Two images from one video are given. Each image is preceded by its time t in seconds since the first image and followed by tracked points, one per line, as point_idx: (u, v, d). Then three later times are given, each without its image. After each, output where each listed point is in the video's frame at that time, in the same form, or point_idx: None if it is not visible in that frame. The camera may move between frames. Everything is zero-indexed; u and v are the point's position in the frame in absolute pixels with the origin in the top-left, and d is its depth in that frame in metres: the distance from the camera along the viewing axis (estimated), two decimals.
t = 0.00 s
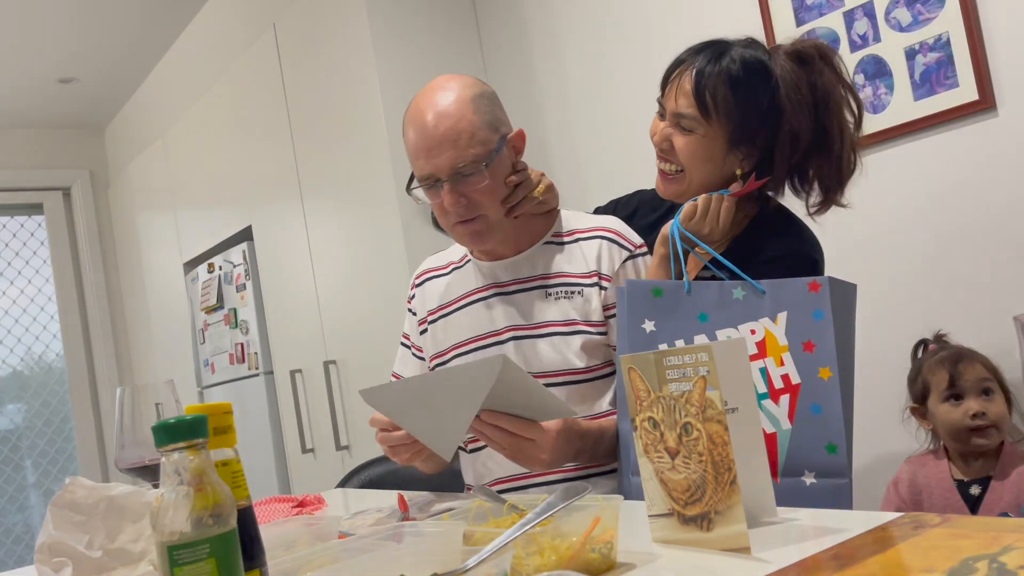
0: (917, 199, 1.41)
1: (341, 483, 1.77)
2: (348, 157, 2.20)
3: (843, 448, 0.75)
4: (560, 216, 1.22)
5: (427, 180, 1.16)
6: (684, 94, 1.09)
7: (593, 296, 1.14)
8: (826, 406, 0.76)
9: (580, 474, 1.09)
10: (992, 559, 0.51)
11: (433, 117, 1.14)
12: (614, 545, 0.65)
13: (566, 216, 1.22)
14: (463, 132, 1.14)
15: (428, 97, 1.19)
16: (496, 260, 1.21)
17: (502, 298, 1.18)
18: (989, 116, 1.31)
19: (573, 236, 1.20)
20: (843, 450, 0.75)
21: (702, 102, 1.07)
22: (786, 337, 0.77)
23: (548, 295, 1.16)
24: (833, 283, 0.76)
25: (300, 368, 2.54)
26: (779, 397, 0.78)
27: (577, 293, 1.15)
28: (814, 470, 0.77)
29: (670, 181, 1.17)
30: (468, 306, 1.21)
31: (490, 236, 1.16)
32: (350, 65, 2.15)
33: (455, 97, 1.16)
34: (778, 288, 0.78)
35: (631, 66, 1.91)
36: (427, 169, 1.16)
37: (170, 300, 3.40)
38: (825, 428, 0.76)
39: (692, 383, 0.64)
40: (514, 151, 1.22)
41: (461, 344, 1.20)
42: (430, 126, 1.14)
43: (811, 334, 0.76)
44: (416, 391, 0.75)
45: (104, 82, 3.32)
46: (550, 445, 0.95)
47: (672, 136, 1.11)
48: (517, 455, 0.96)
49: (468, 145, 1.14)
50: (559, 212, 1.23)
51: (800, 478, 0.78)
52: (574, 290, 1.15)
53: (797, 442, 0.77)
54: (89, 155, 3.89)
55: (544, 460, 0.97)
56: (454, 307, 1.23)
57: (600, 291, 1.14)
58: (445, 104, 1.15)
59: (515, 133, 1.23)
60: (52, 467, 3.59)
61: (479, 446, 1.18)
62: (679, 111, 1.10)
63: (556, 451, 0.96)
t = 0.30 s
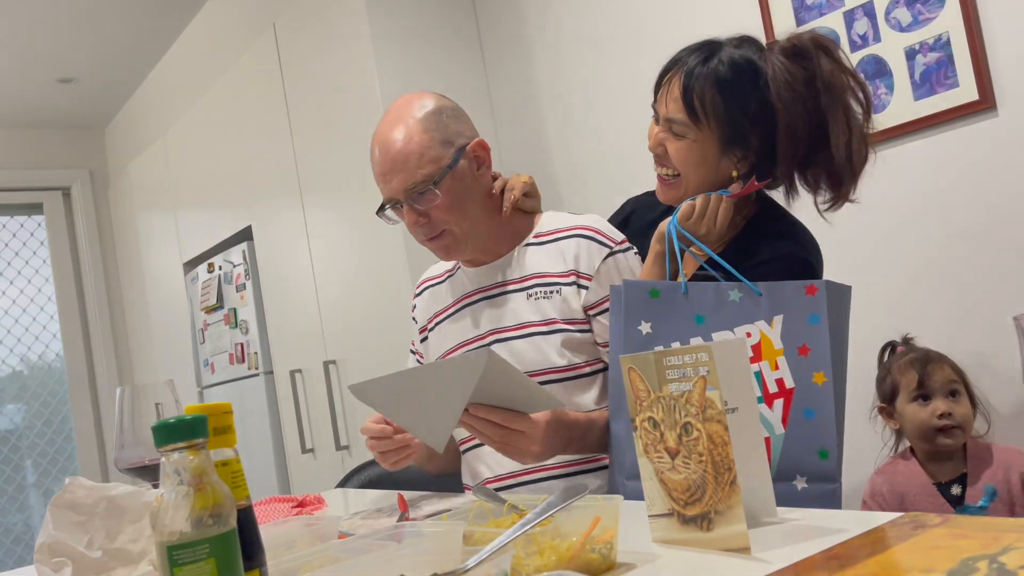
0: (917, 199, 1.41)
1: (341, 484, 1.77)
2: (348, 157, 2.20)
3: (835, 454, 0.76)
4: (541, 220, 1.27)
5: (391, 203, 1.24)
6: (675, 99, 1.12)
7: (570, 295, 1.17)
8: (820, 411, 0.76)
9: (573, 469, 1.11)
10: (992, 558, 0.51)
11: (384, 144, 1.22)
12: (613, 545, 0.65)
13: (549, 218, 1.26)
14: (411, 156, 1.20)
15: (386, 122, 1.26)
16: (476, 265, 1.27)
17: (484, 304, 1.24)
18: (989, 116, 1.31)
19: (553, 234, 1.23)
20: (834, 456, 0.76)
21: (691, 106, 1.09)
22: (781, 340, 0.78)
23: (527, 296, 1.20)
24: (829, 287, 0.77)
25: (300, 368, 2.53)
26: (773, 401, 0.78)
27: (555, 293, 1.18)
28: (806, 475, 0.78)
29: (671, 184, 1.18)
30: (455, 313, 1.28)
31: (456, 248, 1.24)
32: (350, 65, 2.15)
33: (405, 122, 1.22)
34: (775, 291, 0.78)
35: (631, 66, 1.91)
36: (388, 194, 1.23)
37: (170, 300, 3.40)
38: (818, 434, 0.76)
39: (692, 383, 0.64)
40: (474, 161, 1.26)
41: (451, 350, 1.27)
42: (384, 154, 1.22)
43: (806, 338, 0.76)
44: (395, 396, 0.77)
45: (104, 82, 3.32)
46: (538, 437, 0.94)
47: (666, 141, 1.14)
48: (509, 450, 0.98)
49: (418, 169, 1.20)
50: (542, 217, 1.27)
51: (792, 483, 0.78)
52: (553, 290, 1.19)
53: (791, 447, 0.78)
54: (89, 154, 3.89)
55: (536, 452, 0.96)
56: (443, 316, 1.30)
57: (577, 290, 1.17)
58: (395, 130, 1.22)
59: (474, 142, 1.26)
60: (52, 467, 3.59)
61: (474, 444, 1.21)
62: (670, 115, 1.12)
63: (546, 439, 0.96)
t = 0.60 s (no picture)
0: (917, 199, 1.41)
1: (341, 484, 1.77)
2: (347, 156, 2.20)
3: (833, 451, 0.76)
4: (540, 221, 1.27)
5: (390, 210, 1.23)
6: (675, 95, 1.12)
7: (571, 295, 1.18)
8: (817, 408, 0.76)
9: (575, 469, 1.11)
10: (992, 559, 0.51)
11: (378, 150, 1.20)
12: (613, 545, 0.65)
13: (549, 218, 1.26)
14: (408, 162, 1.18)
15: (379, 127, 1.24)
16: (478, 267, 1.27)
17: (485, 305, 1.24)
18: (989, 116, 1.31)
19: (552, 234, 1.23)
20: (832, 453, 0.76)
21: (690, 102, 1.10)
22: (779, 338, 0.77)
23: (527, 297, 1.20)
24: (827, 285, 0.76)
25: (300, 368, 2.53)
26: (771, 399, 0.78)
27: (555, 293, 1.19)
28: (803, 473, 0.78)
29: (674, 180, 1.19)
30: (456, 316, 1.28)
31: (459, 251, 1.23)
32: (351, 64, 2.15)
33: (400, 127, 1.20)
34: (772, 289, 0.78)
35: (630, 66, 1.91)
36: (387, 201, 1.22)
37: (170, 300, 3.40)
38: (815, 431, 0.76)
39: (692, 383, 0.64)
40: (472, 162, 1.23)
41: (451, 352, 1.28)
42: (380, 161, 1.20)
43: (804, 336, 0.76)
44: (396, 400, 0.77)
45: (104, 82, 3.32)
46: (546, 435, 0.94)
47: (666, 137, 1.14)
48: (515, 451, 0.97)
49: (415, 174, 1.18)
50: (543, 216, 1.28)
51: (789, 480, 0.78)
52: (553, 290, 1.19)
53: (788, 444, 0.78)
54: (89, 155, 3.89)
55: (543, 450, 0.96)
56: (443, 319, 1.31)
57: (579, 290, 1.18)
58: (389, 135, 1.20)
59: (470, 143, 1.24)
60: (52, 467, 3.59)
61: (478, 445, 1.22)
62: (670, 112, 1.13)
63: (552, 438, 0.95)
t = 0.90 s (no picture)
0: (917, 199, 1.41)
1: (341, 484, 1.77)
2: (347, 156, 2.20)
3: (866, 419, 0.74)
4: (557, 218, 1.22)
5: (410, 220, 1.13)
6: (698, 88, 1.18)
7: (589, 298, 1.13)
8: (846, 378, 0.75)
9: (584, 472, 1.07)
10: (992, 558, 0.51)
11: (397, 158, 1.07)
12: (613, 545, 0.65)
13: (564, 216, 1.21)
14: (435, 171, 1.07)
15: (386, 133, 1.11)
16: (495, 265, 1.21)
17: (505, 303, 1.19)
18: (989, 116, 1.31)
19: (568, 234, 1.18)
20: (866, 422, 0.74)
21: (718, 93, 1.16)
22: (802, 313, 0.77)
23: (543, 297, 1.16)
24: (847, 256, 0.76)
25: (300, 368, 2.54)
26: (797, 372, 0.77)
27: (573, 296, 1.14)
28: (838, 444, 0.76)
29: (689, 173, 1.23)
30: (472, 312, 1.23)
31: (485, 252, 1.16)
32: (351, 65, 2.15)
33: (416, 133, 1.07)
34: (791, 266, 0.77)
35: (631, 66, 1.91)
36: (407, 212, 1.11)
37: (170, 300, 3.40)
38: (846, 401, 0.75)
39: (692, 383, 0.64)
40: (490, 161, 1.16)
41: (464, 347, 1.23)
42: (400, 175, 1.07)
43: (826, 308, 0.75)
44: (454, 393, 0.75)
45: (104, 82, 3.32)
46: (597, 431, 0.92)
47: (693, 129, 1.19)
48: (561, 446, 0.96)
49: (443, 185, 1.08)
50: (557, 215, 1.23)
51: (823, 452, 0.77)
52: (570, 292, 1.14)
53: (818, 417, 0.76)
54: (89, 155, 3.89)
55: (591, 447, 0.94)
56: (457, 311, 1.25)
57: (599, 292, 1.13)
58: (408, 141, 1.07)
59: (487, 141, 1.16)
60: (52, 467, 3.58)
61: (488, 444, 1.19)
62: (696, 105, 1.18)
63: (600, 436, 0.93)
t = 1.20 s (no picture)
0: (917, 199, 1.40)
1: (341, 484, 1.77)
2: (347, 157, 2.20)
3: (887, 393, 0.78)
4: (573, 215, 1.18)
5: (451, 203, 1.08)
6: (719, 82, 1.33)
7: (611, 293, 1.10)
8: (868, 356, 0.79)
9: (599, 472, 1.06)
10: (992, 559, 0.51)
11: (446, 136, 1.04)
12: (613, 545, 0.65)
13: (578, 212, 1.18)
14: (485, 149, 1.05)
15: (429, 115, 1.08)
16: (513, 260, 1.17)
17: (527, 297, 1.15)
18: (989, 116, 1.31)
19: (588, 230, 1.15)
20: (887, 395, 0.78)
21: (740, 86, 1.31)
22: (822, 298, 0.80)
23: (563, 293, 1.13)
24: (856, 249, 0.81)
25: (300, 368, 2.53)
26: (825, 350, 0.79)
27: (593, 291, 1.11)
28: (867, 415, 0.78)
29: (702, 162, 1.37)
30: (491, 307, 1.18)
31: (518, 242, 1.12)
32: (350, 65, 2.15)
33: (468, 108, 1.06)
34: (809, 254, 0.81)
35: (631, 66, 1.91)
36: (450, 193, 1.07)
37: (170, 300, 3.40)
38: (870, 376, 0.78)
39: (692, 383, 0.64)
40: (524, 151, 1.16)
41: (480, 342, 1.18)
42: (450, 149, 1.04)
43: (844, 294, 0.80)
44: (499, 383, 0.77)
45: (104, 83, 3.32)
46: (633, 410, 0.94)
47: (715, 119, 1.33)
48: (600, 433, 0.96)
49: (491, 161, 1.05)
50: (572, 211, 1.20)
51: (855, 423, 0.79)
52: (591, 287, 1.12)
53: (847, 392, 0.79)
54: (89, 155, 3.89)
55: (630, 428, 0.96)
56: (473, 306, 1.19)
57: (621, 286, 1.10)
58: (455, 121, 1.05)
59: (522, 132, 1.17)
60: (52, 467, 3.58)
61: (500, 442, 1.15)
62: (716, 98, 1.33)
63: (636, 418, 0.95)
